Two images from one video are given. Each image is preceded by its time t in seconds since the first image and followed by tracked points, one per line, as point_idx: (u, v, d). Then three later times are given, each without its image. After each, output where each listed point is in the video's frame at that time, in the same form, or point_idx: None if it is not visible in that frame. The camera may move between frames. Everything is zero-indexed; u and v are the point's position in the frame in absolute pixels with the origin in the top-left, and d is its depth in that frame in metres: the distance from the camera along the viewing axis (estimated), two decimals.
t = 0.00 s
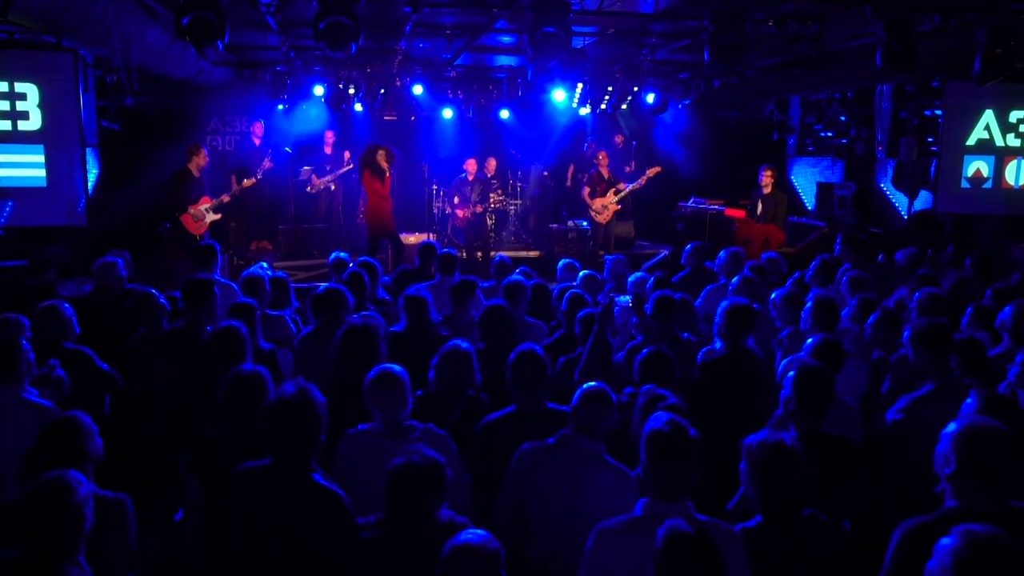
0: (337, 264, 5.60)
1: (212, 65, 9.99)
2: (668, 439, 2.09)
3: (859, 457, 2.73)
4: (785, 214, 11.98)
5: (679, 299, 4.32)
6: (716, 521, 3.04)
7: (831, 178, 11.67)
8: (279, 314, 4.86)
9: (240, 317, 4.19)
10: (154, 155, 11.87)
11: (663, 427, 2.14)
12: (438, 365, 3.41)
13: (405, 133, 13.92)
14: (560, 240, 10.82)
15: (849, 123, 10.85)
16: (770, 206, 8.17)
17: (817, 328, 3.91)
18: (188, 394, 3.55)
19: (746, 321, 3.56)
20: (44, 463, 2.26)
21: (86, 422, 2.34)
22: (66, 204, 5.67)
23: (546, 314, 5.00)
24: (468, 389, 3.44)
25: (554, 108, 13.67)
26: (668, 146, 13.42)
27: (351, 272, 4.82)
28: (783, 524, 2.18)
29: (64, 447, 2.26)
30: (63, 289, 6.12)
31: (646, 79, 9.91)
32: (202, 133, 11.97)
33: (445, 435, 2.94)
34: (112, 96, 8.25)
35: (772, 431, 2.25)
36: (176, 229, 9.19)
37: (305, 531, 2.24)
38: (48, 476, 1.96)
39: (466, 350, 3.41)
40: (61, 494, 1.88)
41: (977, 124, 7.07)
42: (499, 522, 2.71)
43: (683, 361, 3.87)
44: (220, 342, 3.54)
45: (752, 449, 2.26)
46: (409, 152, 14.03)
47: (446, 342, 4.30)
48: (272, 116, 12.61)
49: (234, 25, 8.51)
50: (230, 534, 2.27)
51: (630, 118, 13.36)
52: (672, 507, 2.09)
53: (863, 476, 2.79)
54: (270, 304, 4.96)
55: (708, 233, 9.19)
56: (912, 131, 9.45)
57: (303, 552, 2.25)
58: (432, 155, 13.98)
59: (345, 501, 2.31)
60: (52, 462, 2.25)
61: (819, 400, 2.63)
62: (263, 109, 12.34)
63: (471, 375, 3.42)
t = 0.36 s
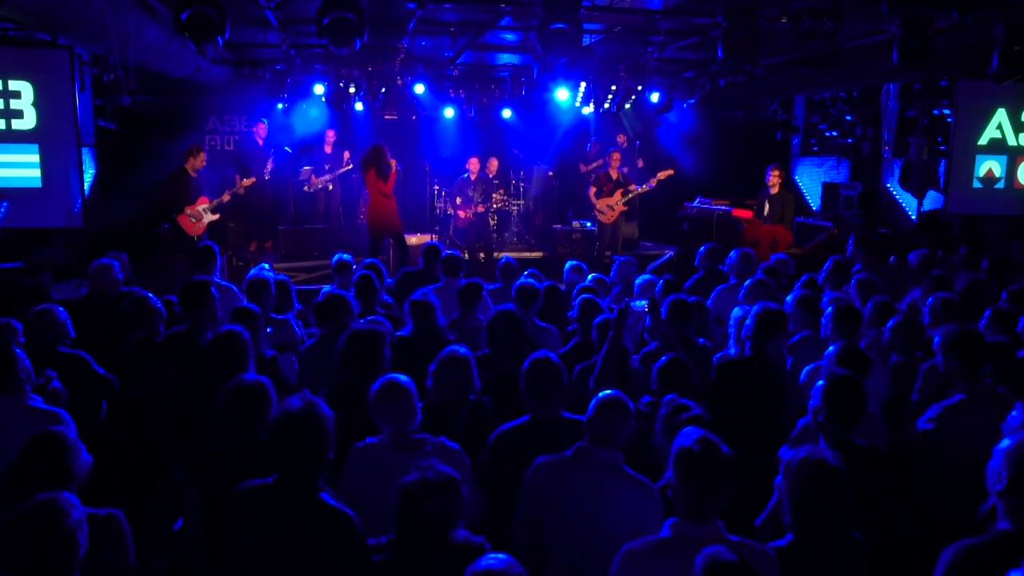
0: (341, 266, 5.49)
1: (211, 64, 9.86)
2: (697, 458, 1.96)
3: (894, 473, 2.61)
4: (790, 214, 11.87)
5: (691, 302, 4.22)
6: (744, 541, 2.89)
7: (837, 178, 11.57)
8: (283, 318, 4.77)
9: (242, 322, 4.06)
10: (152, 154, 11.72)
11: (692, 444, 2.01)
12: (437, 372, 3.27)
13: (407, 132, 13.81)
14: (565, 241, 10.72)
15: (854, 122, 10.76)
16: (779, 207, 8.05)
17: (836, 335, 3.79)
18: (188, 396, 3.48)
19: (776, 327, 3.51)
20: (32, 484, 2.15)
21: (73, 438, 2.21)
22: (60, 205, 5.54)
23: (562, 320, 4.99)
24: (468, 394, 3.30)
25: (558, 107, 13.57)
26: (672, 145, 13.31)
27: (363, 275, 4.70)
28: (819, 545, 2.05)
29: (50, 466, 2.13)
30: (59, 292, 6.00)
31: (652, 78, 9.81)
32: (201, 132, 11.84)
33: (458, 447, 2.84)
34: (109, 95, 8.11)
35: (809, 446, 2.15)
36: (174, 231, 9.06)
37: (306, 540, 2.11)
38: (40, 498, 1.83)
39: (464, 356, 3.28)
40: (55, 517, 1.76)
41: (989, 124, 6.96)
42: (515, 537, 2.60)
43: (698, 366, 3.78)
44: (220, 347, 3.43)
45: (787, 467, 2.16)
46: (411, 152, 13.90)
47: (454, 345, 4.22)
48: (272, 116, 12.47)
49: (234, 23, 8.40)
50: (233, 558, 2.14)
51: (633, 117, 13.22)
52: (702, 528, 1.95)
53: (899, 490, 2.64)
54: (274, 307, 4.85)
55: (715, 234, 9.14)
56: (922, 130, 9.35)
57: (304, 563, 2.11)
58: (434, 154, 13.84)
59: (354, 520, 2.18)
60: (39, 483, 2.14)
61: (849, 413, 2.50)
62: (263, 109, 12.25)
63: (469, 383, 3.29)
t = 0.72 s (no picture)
0: (342, 269, 5.35)
1: (209, 63, 9.72)
2: (733, 480, 1.82)
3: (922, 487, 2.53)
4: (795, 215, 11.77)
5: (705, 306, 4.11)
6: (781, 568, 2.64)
7: (842, 178, 11.59)
8: (287, 322, 4.68)
9: (242, 327, 3.92)
10: (149, 155, 11.59)
11: (726, 464, 1.88)
12: (439, 382, 3.13)
13: (409, 133, 13.71)
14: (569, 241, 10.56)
15: (860, 122, 10.67)
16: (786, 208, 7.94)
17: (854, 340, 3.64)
18: (188, 398, 3.34)
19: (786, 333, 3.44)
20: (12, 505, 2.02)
21: (53, 455, 2.07)
22: (55, 207, 5.40)
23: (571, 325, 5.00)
24: (474, 404, 3.17)
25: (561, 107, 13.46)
26: (675, 146, 13.22)
27: (373, 279, 4.54)
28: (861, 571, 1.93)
29: (29, 489, 1.99)
30: (54, 296, 5.87)
31: (656, 77, 9.70)
32: (199, 133, 11.72)
33: (470, 461, 2.72)
34: (105, 95, 7.96)
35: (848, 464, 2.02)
36: (171, 232, 8.92)
37: (310, 552, 1.99)
38: (28, 525, 1.70)
39: (465, 365, 3.15)
40: (47, 548, 1.63)
41: (1001, 124, 6.84)
42: (531, 556, 2.48)
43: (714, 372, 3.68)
44: (221, 353, 3.31)
45: (825, 485, 2.03)
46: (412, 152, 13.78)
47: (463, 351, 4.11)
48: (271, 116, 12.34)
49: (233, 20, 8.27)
50: None
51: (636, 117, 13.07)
52: (737, 554, 1.83)
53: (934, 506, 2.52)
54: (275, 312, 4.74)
55: (722, 235, 9.11)
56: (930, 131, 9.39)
57: None
58: (436, 155, 13.72)
59: (365, 543, 2.06)
60: (19, 507, 2.00)
61: (884, 424, 2.38)
62: (263, 110, 12.14)
63: (475, 393, 3.15)
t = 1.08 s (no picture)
0: (344, 271, 5.25)
1: (207, 61, 9.59)
2: (774, 500, 1.70)
3: (957, 502, 2.42)
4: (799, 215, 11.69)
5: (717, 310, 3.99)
6: None
7: (845, 179, 11.37)
8: (290, 325, 4.57)
9: (242, 334, 3.78)
10: (146, 155, 11.47)
11: (765, 484, 1.76)
12: (451, 390, 3.01)
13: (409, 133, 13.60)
14: (571, 242, 10.49)
15: (865, 122, 10.61)
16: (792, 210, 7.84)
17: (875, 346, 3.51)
18: (188, 399, 3.25)
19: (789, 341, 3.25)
20: (2, 530, 1.91)
21: (44, 477, 1.94)
22: (49, 208, 5.29)
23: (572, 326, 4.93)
24: (487, 413, 3.04)
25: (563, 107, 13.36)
26: (678, 147, 13.13)
27: (382, 281, 4.43)
28: None
29: (17, 512, 1.88)
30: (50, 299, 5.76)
31: (660, 76, 9.60)
32: (196, 133, 11.60)
33: (482, 475, 2.60)
34: (101, 94, 7.84)
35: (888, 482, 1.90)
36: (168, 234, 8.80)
37: (310, 553, 1.88)
38: (17, 554, 1.58)
39: (479, 372, 3.01)
40: None
41: (1012, 123, 6.75)
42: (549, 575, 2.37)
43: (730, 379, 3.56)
44: (220, 359, 3.20)
45: (865, 503, 1.90)
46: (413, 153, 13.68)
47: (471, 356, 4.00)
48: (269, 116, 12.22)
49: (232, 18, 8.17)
50: None
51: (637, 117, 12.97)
52: None
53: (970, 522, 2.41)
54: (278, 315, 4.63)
55: (728, 237, 9.06)
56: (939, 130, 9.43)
57: None
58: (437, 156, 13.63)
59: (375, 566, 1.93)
60: (9, 532, 1.89)
61: (918, 434, 2.34)
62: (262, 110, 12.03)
63: (490, 400, 3.02)
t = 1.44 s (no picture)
0: (345, 274, 5.13)
1: (204, 60, 9.46)
2: (821, 529, 1.60)
3: (997, 518, 2.31)
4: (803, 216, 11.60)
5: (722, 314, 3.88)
6: None
7: (849, 179, 11.24)
8: (290, 329, 4.46)
9: (243, 341, 3.67)
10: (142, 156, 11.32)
11: (814, 508, 1.65)
12: (479, 399, 2.92)
13: (409, 132, 13.45)
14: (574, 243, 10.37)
15: (869, 122, 10.54)
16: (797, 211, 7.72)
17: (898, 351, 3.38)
18: (187, 402, 3.19)
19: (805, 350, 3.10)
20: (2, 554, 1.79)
21: (53, 497, 1.85)
22: (44, 211, 5.17)
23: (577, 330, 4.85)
24: (508, 424, 2.95)
25: (566, 106, 13.25)
26: (680, 147, 13.03)
27: (388, 285, 4.32)
28: None
29: (18, 538, 1.77)
30: (45, 303, 5.64)
31: (663, 75, 9.53)
32: (193, 132, 11.47)
33: (496, 490, 2.48)
34: (97, 94, 7.74)
35: (935, 504, 1.80)
36: (165, 235, 8.68)
37: None
38: None
39: (508, 379, 2.92)
40: None
41: (1023, 123, 6.65)
42: None
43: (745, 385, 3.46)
44: (217, 366, 3.07)
45: (909, 526, 1.79)
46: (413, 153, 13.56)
47: (478, 362, 3.89)
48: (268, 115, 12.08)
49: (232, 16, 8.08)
50: None
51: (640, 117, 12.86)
52: None
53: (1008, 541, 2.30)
54: (280, 319, 4.52)
55: (733, 238, 8.98)
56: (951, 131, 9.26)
57: None
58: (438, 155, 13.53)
59: None
60: (12, 558, 1.78)
61: (958, 449, 2.26)
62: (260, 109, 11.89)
63: (516, 411, 2.93)
